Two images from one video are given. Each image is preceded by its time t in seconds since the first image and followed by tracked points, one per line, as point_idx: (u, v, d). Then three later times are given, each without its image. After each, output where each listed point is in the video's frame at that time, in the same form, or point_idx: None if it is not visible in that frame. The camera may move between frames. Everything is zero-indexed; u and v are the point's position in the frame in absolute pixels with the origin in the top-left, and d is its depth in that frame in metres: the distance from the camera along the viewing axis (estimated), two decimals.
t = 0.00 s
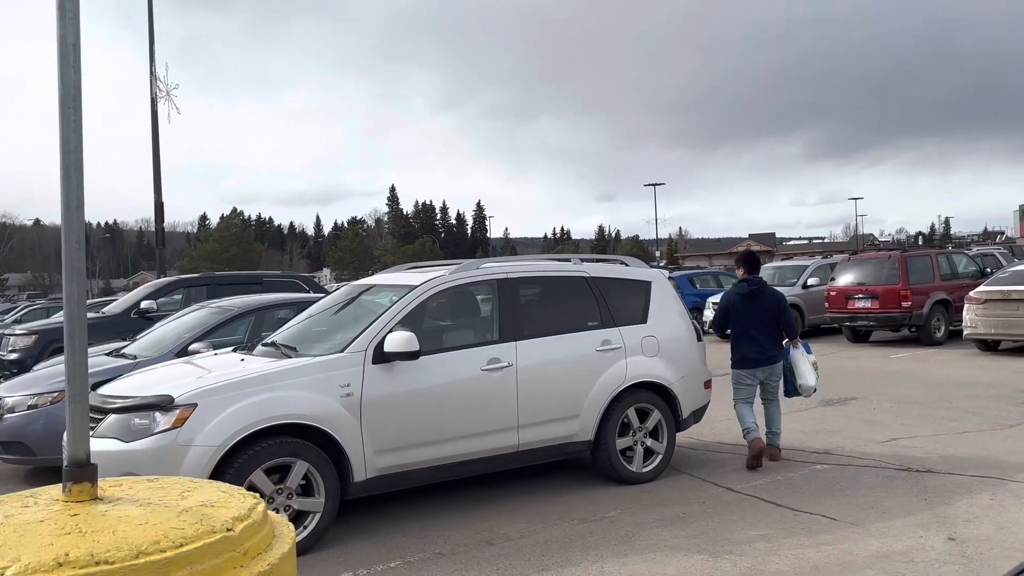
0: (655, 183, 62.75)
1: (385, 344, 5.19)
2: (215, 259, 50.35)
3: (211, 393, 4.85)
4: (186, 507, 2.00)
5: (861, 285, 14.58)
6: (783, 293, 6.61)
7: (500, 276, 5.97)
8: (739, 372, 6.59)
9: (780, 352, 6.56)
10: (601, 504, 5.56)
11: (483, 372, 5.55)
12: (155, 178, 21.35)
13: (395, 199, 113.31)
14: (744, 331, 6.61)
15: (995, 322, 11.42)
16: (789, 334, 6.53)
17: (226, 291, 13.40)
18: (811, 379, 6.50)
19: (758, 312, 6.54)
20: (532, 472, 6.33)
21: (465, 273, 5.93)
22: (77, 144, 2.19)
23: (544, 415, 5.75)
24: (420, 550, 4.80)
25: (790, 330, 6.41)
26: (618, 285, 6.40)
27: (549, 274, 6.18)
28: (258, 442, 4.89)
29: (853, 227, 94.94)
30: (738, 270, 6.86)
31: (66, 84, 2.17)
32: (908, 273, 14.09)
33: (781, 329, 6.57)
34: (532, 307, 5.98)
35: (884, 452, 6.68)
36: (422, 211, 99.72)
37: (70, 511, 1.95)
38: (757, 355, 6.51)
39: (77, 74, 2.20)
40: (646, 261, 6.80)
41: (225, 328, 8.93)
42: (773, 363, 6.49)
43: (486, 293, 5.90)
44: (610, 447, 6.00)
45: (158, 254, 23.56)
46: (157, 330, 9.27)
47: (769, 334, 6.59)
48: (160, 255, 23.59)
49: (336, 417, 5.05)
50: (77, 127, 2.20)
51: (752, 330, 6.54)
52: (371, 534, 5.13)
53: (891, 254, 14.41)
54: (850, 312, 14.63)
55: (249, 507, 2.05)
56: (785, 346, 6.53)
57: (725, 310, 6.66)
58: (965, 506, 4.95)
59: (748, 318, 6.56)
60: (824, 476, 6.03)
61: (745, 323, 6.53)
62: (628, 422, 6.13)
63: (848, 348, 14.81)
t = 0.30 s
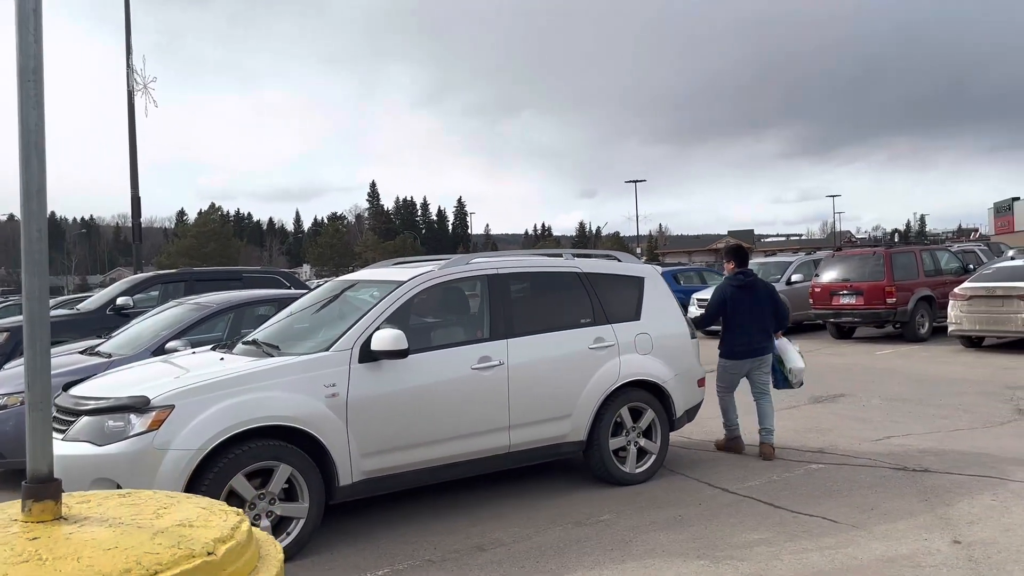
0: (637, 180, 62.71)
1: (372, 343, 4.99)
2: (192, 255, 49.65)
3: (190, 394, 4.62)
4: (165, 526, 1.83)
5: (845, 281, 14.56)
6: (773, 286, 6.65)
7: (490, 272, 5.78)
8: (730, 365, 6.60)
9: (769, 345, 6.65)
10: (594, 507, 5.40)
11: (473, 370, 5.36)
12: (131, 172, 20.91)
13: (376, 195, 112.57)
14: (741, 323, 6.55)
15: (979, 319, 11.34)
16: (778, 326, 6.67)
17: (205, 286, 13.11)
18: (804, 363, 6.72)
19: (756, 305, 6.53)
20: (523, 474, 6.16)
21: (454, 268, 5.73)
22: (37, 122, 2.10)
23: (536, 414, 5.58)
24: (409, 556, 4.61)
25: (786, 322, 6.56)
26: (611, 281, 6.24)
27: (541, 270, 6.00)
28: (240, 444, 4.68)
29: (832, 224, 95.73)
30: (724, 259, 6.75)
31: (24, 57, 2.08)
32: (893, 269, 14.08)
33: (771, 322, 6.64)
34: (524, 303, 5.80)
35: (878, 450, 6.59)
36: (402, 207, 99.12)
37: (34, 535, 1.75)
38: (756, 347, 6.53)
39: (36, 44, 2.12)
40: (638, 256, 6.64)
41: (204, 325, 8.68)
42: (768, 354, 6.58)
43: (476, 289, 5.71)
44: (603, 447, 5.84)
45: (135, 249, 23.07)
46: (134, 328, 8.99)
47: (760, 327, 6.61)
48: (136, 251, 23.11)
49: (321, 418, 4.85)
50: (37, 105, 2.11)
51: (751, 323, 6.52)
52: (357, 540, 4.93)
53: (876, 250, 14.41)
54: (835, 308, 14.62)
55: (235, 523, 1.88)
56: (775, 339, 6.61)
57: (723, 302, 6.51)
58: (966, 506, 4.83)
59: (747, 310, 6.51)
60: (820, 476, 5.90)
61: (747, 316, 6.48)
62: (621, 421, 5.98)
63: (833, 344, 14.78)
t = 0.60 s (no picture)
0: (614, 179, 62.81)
1: (354, 345, 4.79)
2: (166, 252, 48.82)
3: (163, 400, 4.39)
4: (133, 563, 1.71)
5: (826, 280, 14.56)
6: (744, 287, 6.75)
7: (476, 271, 5.60)
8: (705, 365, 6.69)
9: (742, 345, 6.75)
10: (585, 513, 5.25)
11: (460, 373, 5.18)
12: (102, 167, 20.41)
13: (352, 193, 111.68)
14: (716, 325, 6.62)
15: (961, 318, 11.36)
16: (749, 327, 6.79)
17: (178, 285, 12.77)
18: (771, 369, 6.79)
19: (730, 306, 6.63)
20: (509, 480, 5.99)
21: (439, 266, 5.53)
22: None
23: (524, 418, 5.41)
24: (394, 568, 4.41)
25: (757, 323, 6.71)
26: (600, 281, 6.08)
27: (529, 269, 5.82)
28: (216, 452, 4.47)
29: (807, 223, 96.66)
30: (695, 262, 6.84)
31: None
32: (873, 268, 14.10)
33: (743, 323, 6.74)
34: (511, 303, 5.63)
35: (868, 452, 6.50)
36: (379, 205, 98.43)
37: None
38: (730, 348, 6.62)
39: None
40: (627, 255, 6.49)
41: (177, 325, 8.39)
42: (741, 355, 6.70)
43: (462, 289, 5.52)
44: (593, 451, 5.69)
45: (106, 246, 22.54)
46: (103, 328, 8.68)
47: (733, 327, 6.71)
48: (108, 248, 22.58)
49: (302, 424, 4.65)
50: None
51: (727, 324, 6.60)
52: (339, 550, 4.73)
53: (857, 249, 14.42)
54: (815, 307, 14.62)
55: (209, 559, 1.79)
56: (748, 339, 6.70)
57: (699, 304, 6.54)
58: (963, 510, 4.73)
59: (723, 311, 6.59)
60: (813, 480, 5.79)
61: (723, 317, 6.57)
62: (610, 425, 5.83)
63: (814, 343, 14.78)
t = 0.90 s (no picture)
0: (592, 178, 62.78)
1: (329, 345, 4.60)
2: (137, 250, 47.97)
3: (126, 403, 4.16)
4: None
5: (804, 278, 14.57)
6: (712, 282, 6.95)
7: (456, 267, 5.41)
8: (681, 359, 6.77)
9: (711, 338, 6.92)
10: (568, 517, 5.09)
11: (439, 373, 5.00)
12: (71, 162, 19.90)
13: (328, 190, 110.81)
14: (690, 319, 6.75)
15: (939, 315, 11.39)
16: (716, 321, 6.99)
17: (148, 282, 12.42)
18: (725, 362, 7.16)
19: (703, 300, 6.79)
20: (490, 483, 5.82)
21: (417, 262, 5.34)
22: None
23: (505, 420, 5.25)
24: None
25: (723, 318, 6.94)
26: (582, 278, 5.92)
27: (509, 266, 5.65)
28: (182, 458, 4.26)
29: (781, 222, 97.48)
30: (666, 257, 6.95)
31: None
32: (851, 266, 14.11)
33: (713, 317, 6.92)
34: (491, 301, 5.45)
35: (853, 452, 6.42)
36: (356, 203, 97.66)
37: None
38: (703, 342, 6.77)
39: None
40: (609, 251, 6.34)
41: (145, 324, 8.12)
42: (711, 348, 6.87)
43: (440, 287, 5.33)
44: (576, 453, 5.54)
45: (75, 243, 21.96)
46: (68, 327, 8.38)
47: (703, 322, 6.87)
48: (76, 245, 22.00)
49: (273, 428, 4.46)
50: None
51: (700, 318, 6.76)
52: (313, 559, 4.54)
53: (835, 247, 14.43)
54: (794, 305, 14.61)
55: None
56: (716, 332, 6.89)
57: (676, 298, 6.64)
58: (953, 511, 4.63)
59: (697, 306, 6.75)
60: (799, 481, 5.68)
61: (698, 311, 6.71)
62: (594, 426, 5.68)
63: (792, 341, 14.79)
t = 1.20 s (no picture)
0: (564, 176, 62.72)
1: (290, 346, 4.35)
2: (100, 247, 46.84)
3: (71, 409, 3.87)
4: None
5: (776, 276, 14.55)
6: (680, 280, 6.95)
7: (425, 265, 5.18)
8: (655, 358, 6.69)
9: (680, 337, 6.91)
10: (542, 524, 4.90)
11: (407, 376, 4.77)
12: (28, 156, 19.25)
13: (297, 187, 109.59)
14: (664, 318, 6.68)
15: (911, 314, 11.40)
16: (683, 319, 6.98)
17: (107, 281, 11.99)
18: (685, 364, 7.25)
19: (676, 299, 6.76)
20: (461, 488, 5.61)
21: (384, 259, 5.10)
22: None
23: (477, 423, 5.03)
24: None
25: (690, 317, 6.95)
26: (556, 276, 5.73)
27: (481, 263, 5.43)
28: (132, 467, 3.98)
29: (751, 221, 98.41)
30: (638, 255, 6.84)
31: None
32: (823, 265, 14.12)
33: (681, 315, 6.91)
34: (462, 300, 5.23)
35: (832, 453, 6.31)
36: (326, 201, 96.64)
37: None
38: (676, 341, 6.74)
39: None
40: (584, 249, 6.15)
41: (101, 323, 7.77)
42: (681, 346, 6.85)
43: (409, 285, 5.09)
44: (550, 458, 5.34)
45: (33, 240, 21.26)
46: (19, 327, 7.99)
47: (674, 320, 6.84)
48: (35, 242, 21.31)
49: (230, 435, 4.20)
50: None
51: (674, 317, 6.72)
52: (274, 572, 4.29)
53: (807, 246, 14.43)
54: (766, 304, 14.59)
55: None
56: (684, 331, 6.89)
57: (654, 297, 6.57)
58: (937, 516, 4.51)
59: (671, 304, 6.71)
60: (778, 484, 5.55)
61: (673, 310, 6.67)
62: (568, 429, 5.49)
63: (764, 340, 14.77)
